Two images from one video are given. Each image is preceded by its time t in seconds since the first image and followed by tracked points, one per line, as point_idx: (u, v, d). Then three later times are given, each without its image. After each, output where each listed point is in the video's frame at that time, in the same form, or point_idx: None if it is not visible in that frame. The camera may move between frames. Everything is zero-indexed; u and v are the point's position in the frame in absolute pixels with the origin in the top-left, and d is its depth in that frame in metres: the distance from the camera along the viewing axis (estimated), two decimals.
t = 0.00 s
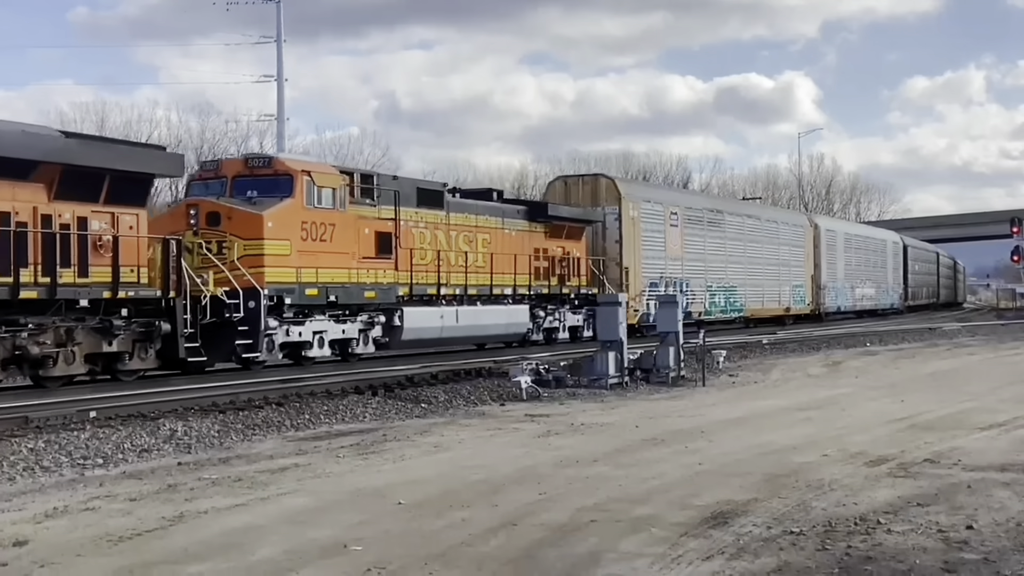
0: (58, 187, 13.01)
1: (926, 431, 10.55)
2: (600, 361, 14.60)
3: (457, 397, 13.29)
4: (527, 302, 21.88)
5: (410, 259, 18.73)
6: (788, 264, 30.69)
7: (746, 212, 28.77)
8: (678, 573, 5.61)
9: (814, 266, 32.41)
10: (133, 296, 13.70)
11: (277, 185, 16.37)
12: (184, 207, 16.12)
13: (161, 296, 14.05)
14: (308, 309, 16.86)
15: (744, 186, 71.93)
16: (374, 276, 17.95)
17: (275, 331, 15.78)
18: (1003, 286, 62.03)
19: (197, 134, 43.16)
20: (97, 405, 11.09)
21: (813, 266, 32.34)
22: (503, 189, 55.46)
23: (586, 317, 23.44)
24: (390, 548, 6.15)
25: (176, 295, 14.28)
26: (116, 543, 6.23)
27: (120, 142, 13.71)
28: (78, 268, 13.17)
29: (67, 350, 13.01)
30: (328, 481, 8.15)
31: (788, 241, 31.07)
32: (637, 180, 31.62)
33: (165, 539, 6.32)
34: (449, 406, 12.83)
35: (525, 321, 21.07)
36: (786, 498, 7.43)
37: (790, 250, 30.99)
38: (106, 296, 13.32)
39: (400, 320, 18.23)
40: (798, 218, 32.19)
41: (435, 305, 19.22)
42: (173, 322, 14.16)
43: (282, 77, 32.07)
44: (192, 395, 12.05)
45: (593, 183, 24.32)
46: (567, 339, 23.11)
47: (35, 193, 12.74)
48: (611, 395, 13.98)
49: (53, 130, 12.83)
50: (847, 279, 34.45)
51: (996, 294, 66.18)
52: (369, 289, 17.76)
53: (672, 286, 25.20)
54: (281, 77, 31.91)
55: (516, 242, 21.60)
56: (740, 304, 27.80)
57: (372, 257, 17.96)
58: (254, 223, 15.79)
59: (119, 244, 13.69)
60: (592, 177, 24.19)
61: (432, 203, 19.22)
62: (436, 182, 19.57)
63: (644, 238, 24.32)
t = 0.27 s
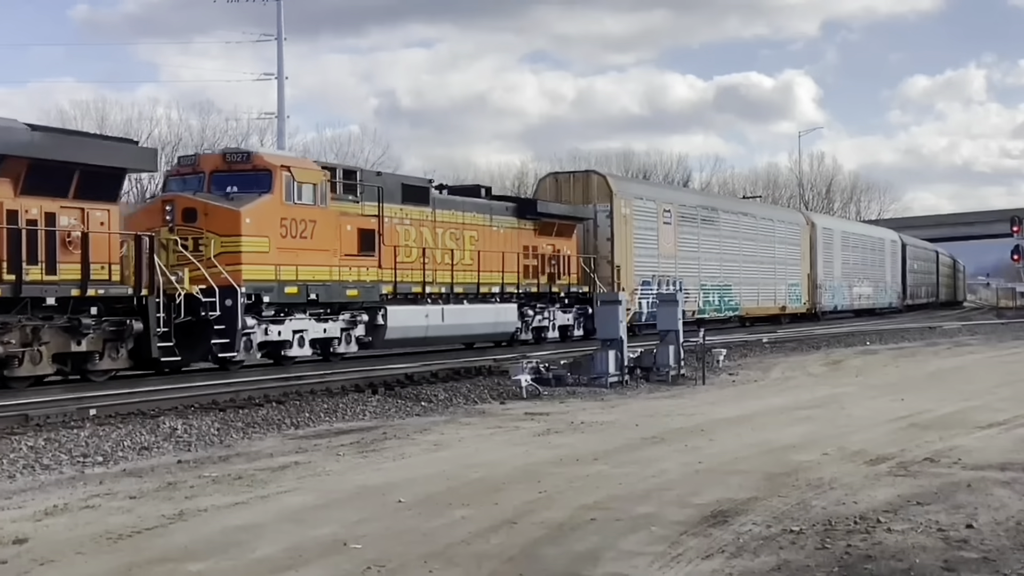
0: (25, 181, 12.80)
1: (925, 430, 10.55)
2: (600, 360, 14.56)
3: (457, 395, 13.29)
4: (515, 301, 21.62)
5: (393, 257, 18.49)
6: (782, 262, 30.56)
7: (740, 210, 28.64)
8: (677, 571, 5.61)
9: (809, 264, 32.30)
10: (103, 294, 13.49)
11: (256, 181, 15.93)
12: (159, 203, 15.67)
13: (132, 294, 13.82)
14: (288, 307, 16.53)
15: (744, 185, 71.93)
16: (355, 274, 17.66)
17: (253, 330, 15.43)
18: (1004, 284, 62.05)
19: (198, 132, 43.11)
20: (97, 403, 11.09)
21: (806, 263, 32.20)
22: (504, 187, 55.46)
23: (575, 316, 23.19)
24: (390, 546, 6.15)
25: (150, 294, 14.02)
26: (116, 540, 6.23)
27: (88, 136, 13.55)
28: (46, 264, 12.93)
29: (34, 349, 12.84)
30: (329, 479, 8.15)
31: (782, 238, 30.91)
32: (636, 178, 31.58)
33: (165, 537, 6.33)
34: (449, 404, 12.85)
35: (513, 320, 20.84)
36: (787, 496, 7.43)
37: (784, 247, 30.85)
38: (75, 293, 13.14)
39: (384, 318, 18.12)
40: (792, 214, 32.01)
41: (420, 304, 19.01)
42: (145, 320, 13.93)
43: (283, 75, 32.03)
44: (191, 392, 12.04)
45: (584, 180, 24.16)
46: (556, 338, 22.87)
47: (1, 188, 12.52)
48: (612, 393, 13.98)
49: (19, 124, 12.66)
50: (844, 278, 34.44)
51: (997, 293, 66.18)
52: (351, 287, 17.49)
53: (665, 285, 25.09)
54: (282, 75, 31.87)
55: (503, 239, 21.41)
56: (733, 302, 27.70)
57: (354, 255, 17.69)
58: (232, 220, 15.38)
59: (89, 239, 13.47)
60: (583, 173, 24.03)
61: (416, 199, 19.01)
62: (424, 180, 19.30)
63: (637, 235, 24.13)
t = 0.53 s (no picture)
0: None
1: (923, 428, 10.55)
2: (599, 358, 14.55)
3: (454, 393, 13.28)
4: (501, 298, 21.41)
5: (374, 254, 18.24)
6: (774, 259, 30.38)
7: (732, 207, 28.49)
8: (675, 569, 5.61)
9: (801, 262, 32.12)
10: (68, 291, 13.42)
11: (232, 176, 15.64)
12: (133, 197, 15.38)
13: (100, 291, 13.76)
14: (265, 305, 16.21)
15: (743, 183, 71.94)
16: (335, 271, 17.34)
17: (228, 328, 15.12)
18: (1001, 283, 62.12)
19: (196, 129, 43.04)
20: (95, 400, 11.08)
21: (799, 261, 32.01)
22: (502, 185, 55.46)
23: (564, 315, 22.91)
24: (388, 543, 6.15)
25: (117, 291, 13.93)
26: (114, 537, 6.23)
27: (55, 128, 13.26)
28: (8, 261, 12.77)
29: None
30: (327, 476, 8.15)
31: (773, 235, 30.73)
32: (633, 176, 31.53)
33: (163, 534, 6.32)
34: (448, 402, 12.85)
35: (499, 319, 20.60)
36: (785, 494, 7.44)
37: (775, 244, 30.68)
38: (38, 291, 13.04)
39: (365, 317, 17.77)
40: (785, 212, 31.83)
41: (403, 302, 18.70)
42: (113, 319, 13.85)
43: (281, 72, 31.98)
44: (189, 390, 12.03)
45: (573, 176, 23.82)
46: (544, 337, 22.63)
47: None
48: (610, 391, 13.99)
49: None
50: (840, 277, 34.43)
51: (994, 292, 66.21)
52: (331, 284, 17.17)
53: (655, 282, 24.87)
54: (280, 72, 31.83)
55: (489, 236, 21.14)
56: (725, 301, 27.55)
57: (334, 252, 17.38)
58: (206, 215, 15.04)
59: (54, 235, 13.25)
60: (572, 169, 23.68)
61: (398, 195, 18.74)
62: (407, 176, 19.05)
63: (626, 232, 23.88)
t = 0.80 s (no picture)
0: None
1: (918, 425, 10.56)
2: (594, 355, 14.59)
3: (451, 390, 13.28)
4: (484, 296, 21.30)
5: (353, 250, 18.07)
6: (763, 256, 30.19)
7: (722, 203, 28.40)
8: (670, 566, 5.62)
9: (791, 259, 31.96)
10: (31, 287, 13.08)
11: (204, 169, 15.42)
12: (101, 191, 15.16)
13: (64, 288, 13.46)
14: (239, 301, 15.98)
15: (739, 180, 71.96)
16: (312, 267, 17.13)
17: (199, 326, 14.93)
18: (997, 281, 62.19)
19: (193, 126, 42.92)
20: (90, 396, 11.07)
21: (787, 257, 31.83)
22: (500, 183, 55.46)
23: (549, 311, 22.78)
24: (384, 540, 6.16)
25: (82, 287, 13.69)
26: (110, 533, 6.23)
27: (17, 119, 13.02)
28: None
29: None
30: (323, 472, 8.15)
31: (762, 231, 30.54)
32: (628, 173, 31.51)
33: (159, 530, 6.33)
34: (444, 399, 12.87)
35: (481, 316, 20.53)
36: (780, 491, 7.44)
37: (764, 241, 30.49)
38: None
39: (343, 314, 17.52)
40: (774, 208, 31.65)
41: (382, 299, 18.56)
42: (78, 316, 13.63)
43: (278, 69, 31.94)
44: (185, 386, 12.04)
45: (560, 172, 23.56)
46: (529, 334, 22.47)
47: None
48: (606, 388, 14.00)
49: None
50: (833, 274, 34.44)
51: (990, 290, 66.29)
52: (307, 281, 16.95)
53: (643, 279, 24.65)
54: (277, 69, 31.79)
55: (472, 231, 21.06)
56: (715, 298, 27.42)
57: (311, 247, 17.19)
58: (176, 210, 14.86)
59: (15, 229, 12.98)
60: (559, 165, 23.42)
61: (379, 190, 18.69)
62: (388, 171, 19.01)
63: (615, 229, 23.63)
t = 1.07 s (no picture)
0: None
1: (910, 422, 10.59)
2: (588, 351, 14.60)
3: (443, 386, 13.29)
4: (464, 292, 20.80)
5: (328, 245, 17.53)
6: (749, 253, 30.05)
7: (708, 198, 28.18)
8: (661, 562, 5.62)
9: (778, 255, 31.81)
10: None
11: (171, 161, 14.92)
12: (64, 182, 14.60)
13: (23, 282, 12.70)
14: (207, 297, 15.52)
15: (732, 177, 72.07)
16: (284, 263, 16.63)
17: (165, 322, 14.52)
18: (989, 278, 62.35)
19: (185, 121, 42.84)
20: (82, 392, 11.05)
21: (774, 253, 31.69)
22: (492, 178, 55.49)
23: (531, 308, 22.43)
24: (376, 536, 6.15)
25: (43, 282, 12.92)
26: (100, 529, 6.22)
27: None
28: None
29: None
30: (314, 468, 8.15)
31: (749, 228, 30.38)
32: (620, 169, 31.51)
33: (150, 526, 6.31)
34: (437, 395, 12.87)
35: (461, 312, 20.13)
36: (772, 488, 7.45)
37: (751, 237, 30.33)
38: None
39: (317, 311, 17.07)
40: (762, 204, 31.48)
41: (358, 295, 18.09)
42: (38, 312, 12.85)
43: (271, 64, 31.87)
44: (177, 381, 12.02)
45: (543, 166, 23.36)
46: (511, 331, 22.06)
47: None
48: (599, 384, 14.02)
49: None
50: (823, 271, 34.46)
51: (982, 287, 66.49)
52: (279, 277, 16.47)
53: (628, 275, 24.47)
54: (270, 64, 31.72)
55: (451, 227, 20.55)
56: (702, 295, 27.28)
57: (284, 242, 16.66)
58: (141, 202, 14.32)
59: None
60: (542, 159, 23.22)
61: (355, 184, 18.12)
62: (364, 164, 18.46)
63: (598, 224, 23.43)
